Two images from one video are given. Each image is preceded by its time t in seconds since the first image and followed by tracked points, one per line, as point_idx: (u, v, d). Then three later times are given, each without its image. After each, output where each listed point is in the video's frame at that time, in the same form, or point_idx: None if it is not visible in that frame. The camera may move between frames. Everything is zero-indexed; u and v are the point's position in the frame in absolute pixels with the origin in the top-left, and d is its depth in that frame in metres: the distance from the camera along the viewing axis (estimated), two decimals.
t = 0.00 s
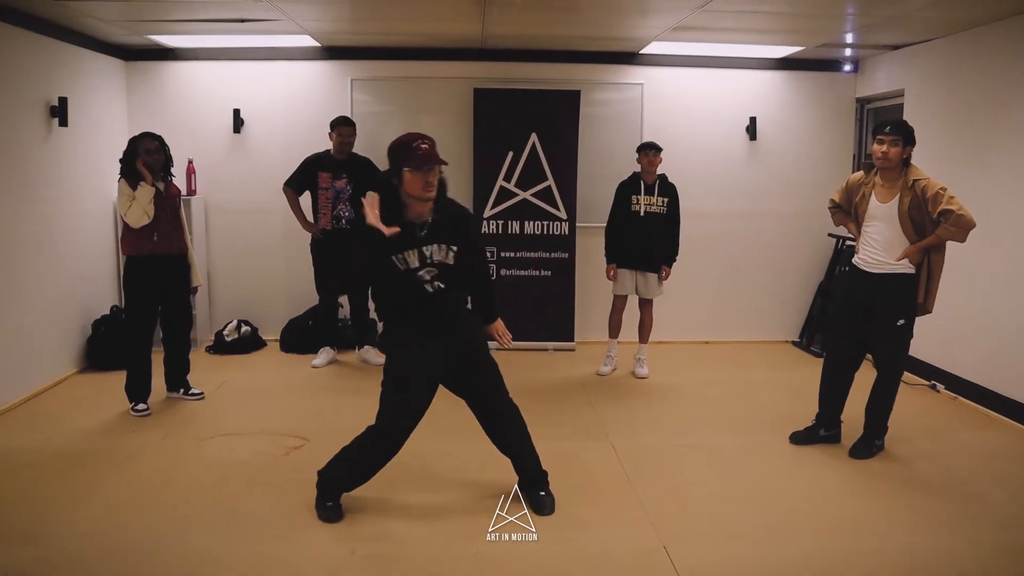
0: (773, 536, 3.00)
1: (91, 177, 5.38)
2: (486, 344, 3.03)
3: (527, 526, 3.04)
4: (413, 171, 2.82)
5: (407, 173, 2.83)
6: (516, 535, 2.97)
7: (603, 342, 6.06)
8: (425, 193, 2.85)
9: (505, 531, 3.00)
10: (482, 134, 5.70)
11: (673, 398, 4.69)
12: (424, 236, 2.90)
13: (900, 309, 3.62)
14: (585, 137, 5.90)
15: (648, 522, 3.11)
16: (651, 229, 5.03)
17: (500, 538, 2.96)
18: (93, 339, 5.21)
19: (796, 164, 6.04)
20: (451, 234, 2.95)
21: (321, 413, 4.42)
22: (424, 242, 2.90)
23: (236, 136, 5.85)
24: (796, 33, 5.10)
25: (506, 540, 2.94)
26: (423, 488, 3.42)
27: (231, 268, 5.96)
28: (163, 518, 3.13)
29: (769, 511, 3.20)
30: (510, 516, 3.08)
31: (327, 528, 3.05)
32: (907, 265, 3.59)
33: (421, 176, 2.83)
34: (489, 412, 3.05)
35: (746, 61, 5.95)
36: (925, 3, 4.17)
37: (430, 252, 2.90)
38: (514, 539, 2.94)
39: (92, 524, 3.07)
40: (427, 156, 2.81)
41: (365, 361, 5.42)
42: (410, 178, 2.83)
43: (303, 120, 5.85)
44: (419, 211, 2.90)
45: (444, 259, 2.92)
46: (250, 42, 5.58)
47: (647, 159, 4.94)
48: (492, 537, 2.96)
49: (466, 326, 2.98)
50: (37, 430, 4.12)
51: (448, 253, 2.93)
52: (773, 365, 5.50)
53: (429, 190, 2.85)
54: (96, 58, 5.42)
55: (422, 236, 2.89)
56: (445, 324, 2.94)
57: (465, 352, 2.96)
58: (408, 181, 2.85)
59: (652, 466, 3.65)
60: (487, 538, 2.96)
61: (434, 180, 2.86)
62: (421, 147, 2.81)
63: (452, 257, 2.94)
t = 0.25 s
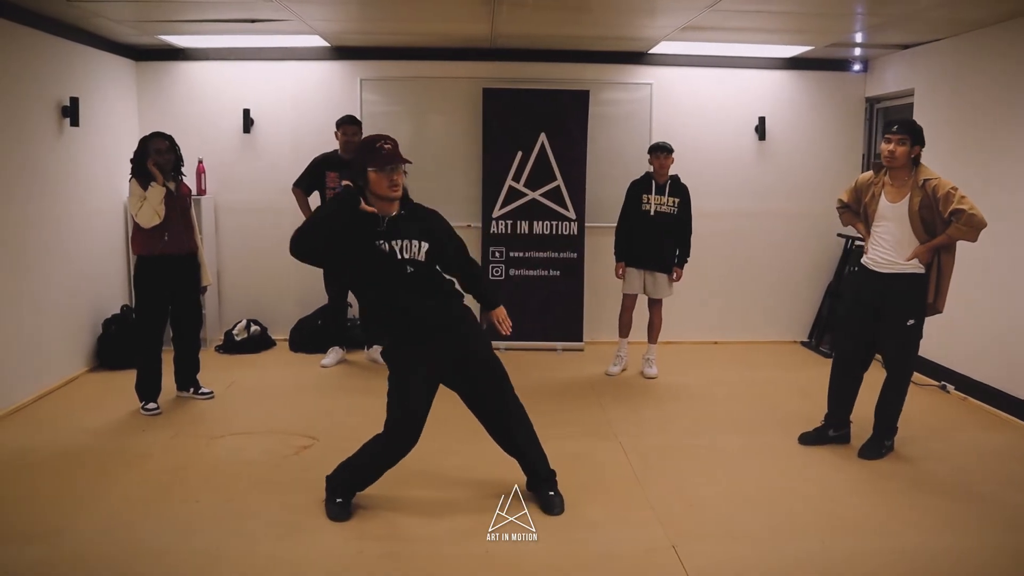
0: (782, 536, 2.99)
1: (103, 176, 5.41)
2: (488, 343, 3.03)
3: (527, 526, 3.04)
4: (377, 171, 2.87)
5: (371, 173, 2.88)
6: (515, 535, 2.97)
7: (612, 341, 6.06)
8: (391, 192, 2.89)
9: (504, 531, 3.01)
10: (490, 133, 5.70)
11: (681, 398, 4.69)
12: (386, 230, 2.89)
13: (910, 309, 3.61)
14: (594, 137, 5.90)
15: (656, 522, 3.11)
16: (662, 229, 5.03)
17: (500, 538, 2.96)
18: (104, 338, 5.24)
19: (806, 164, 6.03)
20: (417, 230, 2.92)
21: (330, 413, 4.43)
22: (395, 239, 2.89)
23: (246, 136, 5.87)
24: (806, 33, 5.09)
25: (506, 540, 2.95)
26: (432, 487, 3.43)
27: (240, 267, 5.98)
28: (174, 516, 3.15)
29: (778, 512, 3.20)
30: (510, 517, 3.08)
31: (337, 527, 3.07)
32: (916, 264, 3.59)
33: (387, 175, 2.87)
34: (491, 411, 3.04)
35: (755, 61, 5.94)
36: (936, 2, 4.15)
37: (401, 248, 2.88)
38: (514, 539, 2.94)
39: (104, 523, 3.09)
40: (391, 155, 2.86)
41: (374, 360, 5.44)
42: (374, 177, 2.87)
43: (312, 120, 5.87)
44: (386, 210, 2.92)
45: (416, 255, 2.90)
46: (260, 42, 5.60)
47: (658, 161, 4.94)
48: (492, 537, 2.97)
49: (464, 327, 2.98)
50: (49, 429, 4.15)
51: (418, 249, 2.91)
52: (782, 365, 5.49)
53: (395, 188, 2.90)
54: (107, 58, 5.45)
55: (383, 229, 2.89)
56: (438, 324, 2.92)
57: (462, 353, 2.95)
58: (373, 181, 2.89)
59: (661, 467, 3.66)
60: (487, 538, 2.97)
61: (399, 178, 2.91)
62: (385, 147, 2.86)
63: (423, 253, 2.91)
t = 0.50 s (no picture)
0: (791, 536, 2.99)
1: (113, 176, 5.44)
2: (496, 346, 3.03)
3: (527, 526, 3.04)
4: (375, 170, 2.92)
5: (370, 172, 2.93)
6: (515, 535, 2.97)
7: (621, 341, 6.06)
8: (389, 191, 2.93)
9: (504, 531, 3.01)
10: (499, 133, 5.71)
11: (689, 398, 4.69)
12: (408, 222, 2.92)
13: (919, 308, 3.60)
14: (603, 136, 5.89)
15: (664, 521, 3.11)
16: (668, 228, 5.02)
17: (500, 538, 2.96)
18: (114, 336, 5.27)
19: (815, 164, 6.01)
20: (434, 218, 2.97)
21: (339, 411, 4.45)
22: (411, 226, 2.90)
23: (255, 136, 5.90)
24: (814, 32, 5.08)
25: (505, 540, 2.95)
26: (440, 486, 3.44)
27: (250, 267, 6.01)
28: (183, 514, 3.17)
29: (786, 512, 3.19)
30: (509, 517, 3.08)
31: (345, 525, 3.08)
32: (926, 264, 3.57)
33: (385, 174, 2.92)
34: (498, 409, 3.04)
35: (764, 60, 5.92)
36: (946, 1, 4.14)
37: (419, 235, 2.90)
38: (514, 540, 2.94)
39: (114, 520, 3.11)
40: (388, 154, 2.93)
41: (383, 359, 5.45)
42: (373, 176, 2.92)
43: (321, 120, 5.89)
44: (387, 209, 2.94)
45: (432, 240, 2.93)
46: (269, 42, 5.63)
47: (665, 160, 4.94)
48: (492, 537, 2.97)
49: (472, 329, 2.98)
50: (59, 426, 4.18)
51: (432, 234, 2.94)
52: (791, 364, 5.48)
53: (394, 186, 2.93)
54: (117, 59, 5.48)
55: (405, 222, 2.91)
56: (450, 320, 2.93)
57: (470, 350, 2.96)
58: (372, 181, 2.93)
59: (669, 466, 3.66)
60: (487, 538, 2.97)
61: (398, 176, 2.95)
62: (381, 146, 2.92)
63: (438, 234, 2.96)
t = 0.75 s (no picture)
0: (794, 536, 2.99)
1: (118, 175, 5.45)
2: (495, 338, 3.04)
3: (527, 526, 3.04)
4: (378, 172, 2.85)
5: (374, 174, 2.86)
6: (515, 535, 2.97)
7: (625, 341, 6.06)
8: (393, 192, 2.88)
9: (504, 531, 3.01)
10: (503, 133, 5.72)
11: (693, 398, 4.69)
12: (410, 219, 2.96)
13: (923, 308, 3.60)
14: (607, 135, 5.89)
15: (667, 521, 3.11)
16: (668, 227, 5.02)
17: (500, 538, 2.96)
18: (118, 335, 5.28)
19: (819, 163, 6.01)
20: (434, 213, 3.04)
21: (343, 411, 4.45)
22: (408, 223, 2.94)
23: (259, 135, 5.90)
24: (819, 31, 5.07)
25: (505, 540, 2.95)
26: (444, 485, 3.45)
27: (254, 266, 6.02)
28: (188, 513, 3.18)
29: (789, 512, 3.19)
30: (509, 517, 3.09)
31: (349, 525, 3.08)
32: (931, 264, 3.57)
33: (388, 175, 2.86)
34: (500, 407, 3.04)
35: (768, 60, 5.92)
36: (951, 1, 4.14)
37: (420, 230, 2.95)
38: (514, 540, 2.95)
39: (119, 519, 3.12)
40: (391, 156, 2.85)
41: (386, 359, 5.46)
42: (378, 179, 2.86)
43: (325, 120, 5.90)
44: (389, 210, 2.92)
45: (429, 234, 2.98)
46: (273, 42, 5.63)
47: (665, 160, 4.95)
48: (492, 537, 2.97)
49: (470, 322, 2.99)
50: (63, 425, 4.19)
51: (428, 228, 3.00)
52: (795, 364, 5.47)
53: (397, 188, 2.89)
54: (121, 58, 5.49)
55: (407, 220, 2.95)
56: (450, 317, 2.94)
57: (471, 348, 2.96)
58: (375, 182, 2.88)
59: (673, 466, 3.66)
60: (487, 538, 2.98)
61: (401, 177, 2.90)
62: (384, 148, 2.85)
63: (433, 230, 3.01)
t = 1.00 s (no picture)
0: (796, 537, 2.98)
1: (122, 175, 5.47)
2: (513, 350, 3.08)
3: (527, 526, 3.04)
4: (421, 157, 2.87)
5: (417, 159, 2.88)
6: (515, 535, 2.97)
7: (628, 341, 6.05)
8: (433, 178, 2.91)
9: (504, 531, 3.01)
10: (507, 132, 5.72)
11: (696, 398, 4.68)
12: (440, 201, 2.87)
13: (926, 309, 3.59)
14: (610, 135, 5.89)
15: (668, 521, 3.11)
16: (665, 225, 5.01)
17: (499, 538, 2.96)
18: (122, 335, 5.30)
19: (823, 163, 5.99)
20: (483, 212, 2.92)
21: (346, 410, 4.46)
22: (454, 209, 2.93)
23: (263, 135, 5.91)
24: (823, 31, 5.06)
25: (505, 540, 2.95)
26: (445, 485, 3.45)
27: (258, 266, 6.03)
28: (190, 512, 3.19)
29: (791, 512, 3.18)
30: (509, 517, 3.09)
31: (350, 524, 3.09)
32: (934, 265, 3.56)
33: (431, 162, 2.88)
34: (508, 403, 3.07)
35: (773, 60, 5.91)
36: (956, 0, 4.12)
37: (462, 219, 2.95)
38: (514, 540, 2.95)
39: (121, 518, 3.13)
40: (436, 143, 2.86)
41: (389, 358, 5.46)
42: (421, 164, 2.88)
43: (329, 120, 5.91)
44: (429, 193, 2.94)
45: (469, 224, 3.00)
46: (277, 42, 5.64)
47: (661, 158, 4.94)
48: (492, 537, 2.97)
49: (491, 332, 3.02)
50: (67, 425, 4.20)
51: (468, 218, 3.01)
52: (798, 365, 5.46)
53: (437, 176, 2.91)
54: (126, 59, 5.50)
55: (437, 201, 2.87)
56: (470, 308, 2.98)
57: (486, 341, 3.00)
58: (417, 167, 2.90)
59: (675, 466, 3.65)
60: (487, 538, 2.98)
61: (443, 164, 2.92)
62: (430, 134, 2.86)
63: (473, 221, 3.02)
